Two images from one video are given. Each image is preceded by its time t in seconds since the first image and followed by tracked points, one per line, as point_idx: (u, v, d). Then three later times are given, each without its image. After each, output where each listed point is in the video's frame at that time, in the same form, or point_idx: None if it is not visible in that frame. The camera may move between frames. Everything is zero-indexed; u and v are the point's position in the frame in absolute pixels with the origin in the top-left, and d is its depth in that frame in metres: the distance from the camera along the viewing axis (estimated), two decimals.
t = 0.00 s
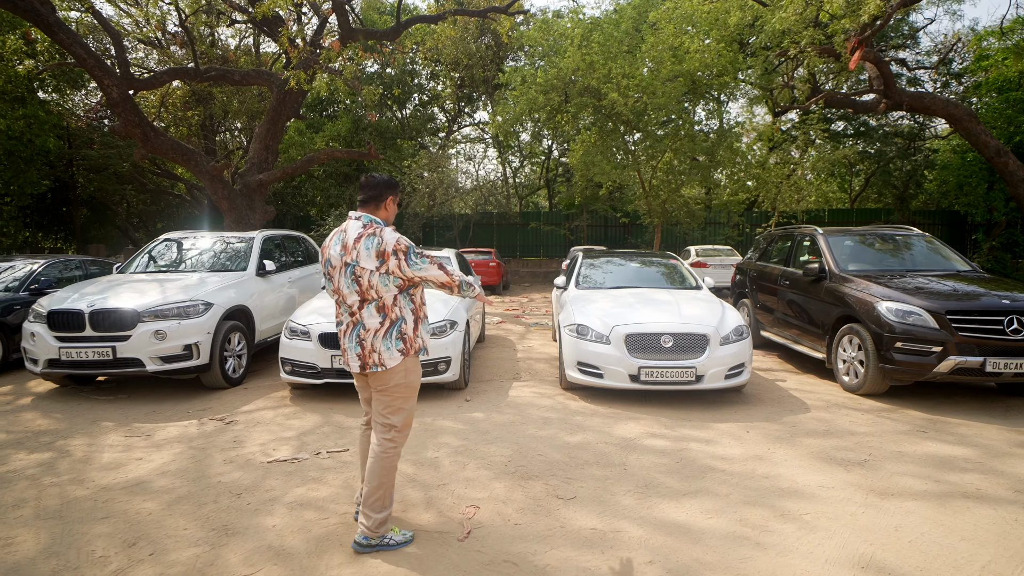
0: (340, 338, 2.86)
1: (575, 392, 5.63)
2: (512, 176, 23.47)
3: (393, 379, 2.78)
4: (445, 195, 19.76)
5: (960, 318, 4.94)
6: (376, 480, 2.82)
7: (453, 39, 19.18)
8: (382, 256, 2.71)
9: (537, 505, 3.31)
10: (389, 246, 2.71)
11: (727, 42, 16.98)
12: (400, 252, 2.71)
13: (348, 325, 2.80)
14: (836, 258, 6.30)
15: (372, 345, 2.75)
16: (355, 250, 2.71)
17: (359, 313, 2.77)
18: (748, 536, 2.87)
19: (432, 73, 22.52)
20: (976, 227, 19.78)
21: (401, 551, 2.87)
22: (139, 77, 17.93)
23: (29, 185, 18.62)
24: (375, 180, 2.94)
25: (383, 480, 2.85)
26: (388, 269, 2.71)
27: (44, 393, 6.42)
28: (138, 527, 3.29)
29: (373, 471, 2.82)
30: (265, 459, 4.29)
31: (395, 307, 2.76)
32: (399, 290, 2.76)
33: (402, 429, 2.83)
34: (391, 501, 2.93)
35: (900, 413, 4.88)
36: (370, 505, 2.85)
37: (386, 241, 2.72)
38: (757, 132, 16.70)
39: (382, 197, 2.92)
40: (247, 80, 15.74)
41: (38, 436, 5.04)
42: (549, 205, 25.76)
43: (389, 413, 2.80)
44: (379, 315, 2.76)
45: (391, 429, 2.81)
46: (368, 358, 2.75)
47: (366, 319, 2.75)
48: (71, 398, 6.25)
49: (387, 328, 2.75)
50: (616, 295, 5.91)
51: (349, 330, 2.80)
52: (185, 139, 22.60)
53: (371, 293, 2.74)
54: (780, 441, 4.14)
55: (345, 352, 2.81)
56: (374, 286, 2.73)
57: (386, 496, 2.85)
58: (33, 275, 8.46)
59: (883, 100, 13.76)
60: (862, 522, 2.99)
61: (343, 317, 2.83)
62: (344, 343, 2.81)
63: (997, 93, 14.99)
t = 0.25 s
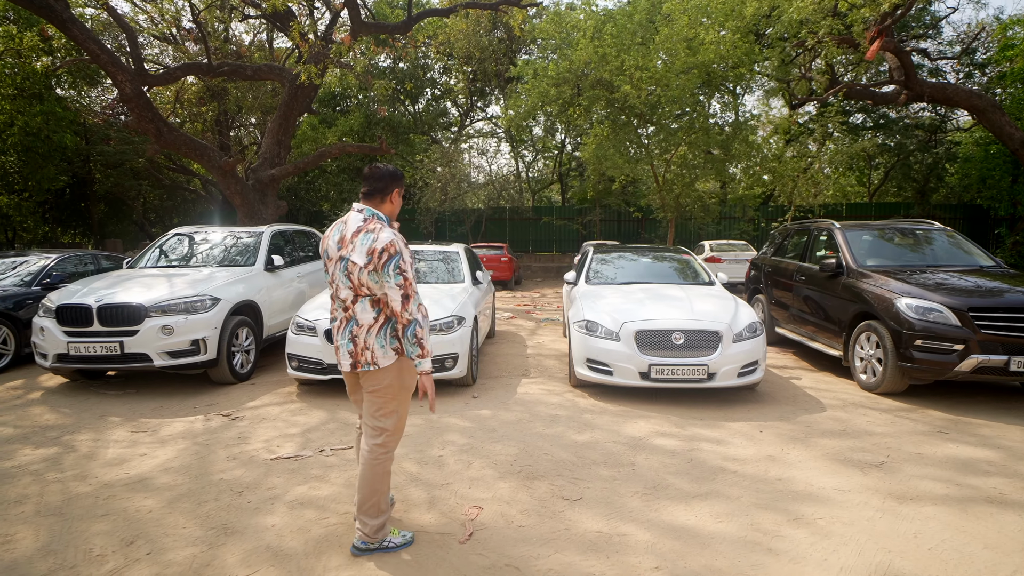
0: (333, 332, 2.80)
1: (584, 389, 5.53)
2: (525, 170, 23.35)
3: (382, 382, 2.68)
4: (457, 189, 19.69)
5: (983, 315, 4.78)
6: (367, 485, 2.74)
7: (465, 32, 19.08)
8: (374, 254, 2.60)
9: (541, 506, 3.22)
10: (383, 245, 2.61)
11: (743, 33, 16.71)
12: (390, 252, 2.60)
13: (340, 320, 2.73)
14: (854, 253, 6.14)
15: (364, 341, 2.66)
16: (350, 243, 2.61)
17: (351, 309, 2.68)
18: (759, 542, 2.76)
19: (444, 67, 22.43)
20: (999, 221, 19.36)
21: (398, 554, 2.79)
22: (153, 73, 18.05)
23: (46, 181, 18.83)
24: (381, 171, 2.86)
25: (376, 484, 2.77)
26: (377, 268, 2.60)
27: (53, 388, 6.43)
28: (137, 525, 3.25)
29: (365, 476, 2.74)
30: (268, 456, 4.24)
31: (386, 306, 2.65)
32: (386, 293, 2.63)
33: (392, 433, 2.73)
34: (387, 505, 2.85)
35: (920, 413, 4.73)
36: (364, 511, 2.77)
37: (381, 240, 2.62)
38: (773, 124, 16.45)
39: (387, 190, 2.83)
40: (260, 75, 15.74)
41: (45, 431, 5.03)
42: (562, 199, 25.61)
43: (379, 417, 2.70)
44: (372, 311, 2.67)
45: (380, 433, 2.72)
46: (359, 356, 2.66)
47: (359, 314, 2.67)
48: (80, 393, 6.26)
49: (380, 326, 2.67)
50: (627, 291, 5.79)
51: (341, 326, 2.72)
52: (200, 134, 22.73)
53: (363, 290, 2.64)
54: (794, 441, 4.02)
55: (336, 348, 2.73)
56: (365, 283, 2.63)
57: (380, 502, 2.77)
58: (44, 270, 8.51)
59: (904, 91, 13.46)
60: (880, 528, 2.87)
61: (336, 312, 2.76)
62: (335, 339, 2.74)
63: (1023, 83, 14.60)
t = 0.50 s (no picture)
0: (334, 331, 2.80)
1: (600, 390, 5.42)
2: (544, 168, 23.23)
3: (378, 387, 2.62)
4: (476, 186, 19.64)
5: (1019, 317, 4.57)
6: (367, 493, 2.69)
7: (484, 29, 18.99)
8: (362, 250, 2.55)
9: (553, 513, 3.12)
10: (371, 241, 2.55)
11: (767, 26, 16.38)
12: (374, 248, 2.53)
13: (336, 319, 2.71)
14: (881, 252, 5.93)
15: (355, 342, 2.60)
16: (346, 240, 2.57)
17: (345, 308, 2.65)
18: (778, 555, 2.64)
19: (463, 65, 22.37)
20: None
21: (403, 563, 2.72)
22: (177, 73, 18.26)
23: (74, 180, 19.17)
24: (392, 169, 2.81)
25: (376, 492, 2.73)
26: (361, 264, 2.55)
27: (72, 385, 6.49)
28: (144, 526, 3.22)
29: (365, 484, 2.70)
30: (278, 456, 4.20)
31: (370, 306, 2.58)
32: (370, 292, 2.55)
33: (389, 441, 2.69)
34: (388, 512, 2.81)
35: (950, 418, 4.54)
36: (365, 519, 2.73)
37: (370, 235, 2.55)
38: (797, 120, 16.12)
39: (394, 187, 2.77)
40: (280, 74, 15.81)
41: (61, 429, 5.06)
42: (581, 196, 25.44)
43: (376, 424, 2.65)
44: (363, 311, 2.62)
45: (378, 441, 2.67)
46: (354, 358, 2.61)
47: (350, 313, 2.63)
48: (98, 391, 6.31)
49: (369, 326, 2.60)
50: (644, 290, 5.66)
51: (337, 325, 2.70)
52: (223, 133, 22.98)
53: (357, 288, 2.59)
54: (817, 448, 3.87)
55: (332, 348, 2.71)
56: (354, 280, 2.59)
57: (381, 510, 2.72)
58: (66, 268, 8.62)
59: (934, 84, 13.07)
60: (908, 542, 2.72)
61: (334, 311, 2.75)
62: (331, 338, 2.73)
63: None
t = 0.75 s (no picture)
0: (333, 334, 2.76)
1: (616, 393, 5.31)
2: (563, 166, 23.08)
3: (378, 395, 2.59)
4: (494, 185, 19.56)
5: None
6: (369, 501, 2.65)
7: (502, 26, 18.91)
8: (362, 254, 2.50)
9: (564, 521, 3.03)
10: (371, 245, 2.49)
11: (790, 20, 16.08)
12: (375, 254, 2.47)
13: (336, 324, 2.67)
14: (909, 252, 5.74)
15: (353, 350, 2.56)
16: (344, 242, 2.53)
17: (344, 313, 2.61)
18: (799, 572, 2.52)
19: (482, 63, 22.29)
20: None
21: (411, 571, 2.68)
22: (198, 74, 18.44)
23: (99, 180, 19.46)
24: (395, 168, 2.74)
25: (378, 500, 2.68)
26: (362, 270, 2.49)
27: (90, 383, 6.53)
28: (150, 529, 3.19)
29: (366, 493, 2.65)
30: (288, 458, 4.16)
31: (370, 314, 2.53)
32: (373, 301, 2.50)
33: (390, 449, 2.64)
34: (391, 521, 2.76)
35: (981, 427, 4.36)
36: (368, 528, 2.67)
37: (371, 239, 2.50)
38: (821, 116, 15.81)
39: (396, 186, 2.70)
40: (299, 74, 15.85)
41: (76, 428, 5.09)
42: (600, 195, 25.26)
43: (375, 432, 2.62)
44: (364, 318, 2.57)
45: (379, 448, 2.63)
46: (349, 365, 2.57)
47: (350, 320, 2.58)
48: (115, 389, 6.34)
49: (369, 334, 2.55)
50: (662, 291, 5.54)
51: (336, 330, 2.66)
52: (244, 133, 23.17)
53: (355, 293, 2.55)
54: (841, 456, 3.72)
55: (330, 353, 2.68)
56: (355, 286, 2.54)
57: (383, 519, 2.67)
58: (87, 267, 8.70)
59: (965, 79, 12.70)
60: (936, 559, 2.59)
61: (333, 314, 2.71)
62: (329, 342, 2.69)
63: None
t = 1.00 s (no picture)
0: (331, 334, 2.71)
1: (628, 393, 5.22)
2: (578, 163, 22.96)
3: (384, 394, 2.55)
4: (509, 182, 19.46)
5: None
6: (373, 504, 2.61)
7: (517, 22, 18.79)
8: (373, 253, 2.45)
9: (572, 525, 2.96)
10: (384, 242, 2.45)
11: (811, 14, 15.80)
12: (390, 253, 2.43)
13: (338, 324, 2.62)
14: (932, 251, 5.58)
15: (360, 351, 2.53)
16: (353, 239, 2.47)
17: (350, 313, 2.56)
18: None
19: (497, 59, 22.22)
20: None
21: None
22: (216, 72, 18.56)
23: (118, 177, 19.68)
24: (396, 163, 2.69)
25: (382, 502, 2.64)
26: (374, 270, 2.44)
27: (104, 379, 6.57)
28: (155, 528, 3.17)
29: (370, 495, 2.61)
30: (296, 456, 4.13)
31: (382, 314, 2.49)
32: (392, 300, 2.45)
33: (396, 450, 2.60)
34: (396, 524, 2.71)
35: (1008, 432, 4.21)
36: (372, 532, 2.63)
37: (383, 237, 2.45)
38: (842, 111, 15.53)
39: (400, 182, 2.66)
40: (314, 71, 15.88)
41: (87, 424, 5.10)
42: (616, 191, 25.09)
43: (380, 433, 2.58)
44: (372, 318, 2.54)
45: (384, 450, 2.59)
46: (354, 367, 2.54)
47: (356, 320, 2.55)
48: (128, 385, 6.37)
49: (378, 335, 2.53)
50: (676, 290, 5.43)
51: (338, 330, 2.61)
52: (261, 130, 23.32)
53: (363, 292, 2.51)
54: (860, 461, 3.61)
55: (331, 354, 2.62)
56: (364, 285, 2.49)
57: (387, 522, 2.62)
58: (103, 263, 8.77)
59: (992, 72, 12.39)
60: (960, 572, 2.48)
61: (334, 313, 2.65)
62: (330, 343, 2.64)
63: None
